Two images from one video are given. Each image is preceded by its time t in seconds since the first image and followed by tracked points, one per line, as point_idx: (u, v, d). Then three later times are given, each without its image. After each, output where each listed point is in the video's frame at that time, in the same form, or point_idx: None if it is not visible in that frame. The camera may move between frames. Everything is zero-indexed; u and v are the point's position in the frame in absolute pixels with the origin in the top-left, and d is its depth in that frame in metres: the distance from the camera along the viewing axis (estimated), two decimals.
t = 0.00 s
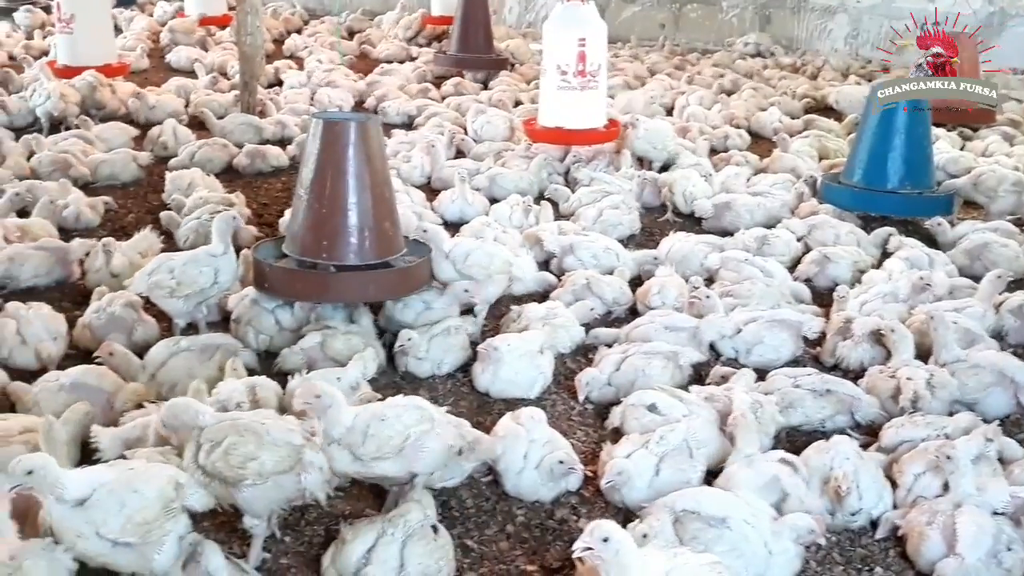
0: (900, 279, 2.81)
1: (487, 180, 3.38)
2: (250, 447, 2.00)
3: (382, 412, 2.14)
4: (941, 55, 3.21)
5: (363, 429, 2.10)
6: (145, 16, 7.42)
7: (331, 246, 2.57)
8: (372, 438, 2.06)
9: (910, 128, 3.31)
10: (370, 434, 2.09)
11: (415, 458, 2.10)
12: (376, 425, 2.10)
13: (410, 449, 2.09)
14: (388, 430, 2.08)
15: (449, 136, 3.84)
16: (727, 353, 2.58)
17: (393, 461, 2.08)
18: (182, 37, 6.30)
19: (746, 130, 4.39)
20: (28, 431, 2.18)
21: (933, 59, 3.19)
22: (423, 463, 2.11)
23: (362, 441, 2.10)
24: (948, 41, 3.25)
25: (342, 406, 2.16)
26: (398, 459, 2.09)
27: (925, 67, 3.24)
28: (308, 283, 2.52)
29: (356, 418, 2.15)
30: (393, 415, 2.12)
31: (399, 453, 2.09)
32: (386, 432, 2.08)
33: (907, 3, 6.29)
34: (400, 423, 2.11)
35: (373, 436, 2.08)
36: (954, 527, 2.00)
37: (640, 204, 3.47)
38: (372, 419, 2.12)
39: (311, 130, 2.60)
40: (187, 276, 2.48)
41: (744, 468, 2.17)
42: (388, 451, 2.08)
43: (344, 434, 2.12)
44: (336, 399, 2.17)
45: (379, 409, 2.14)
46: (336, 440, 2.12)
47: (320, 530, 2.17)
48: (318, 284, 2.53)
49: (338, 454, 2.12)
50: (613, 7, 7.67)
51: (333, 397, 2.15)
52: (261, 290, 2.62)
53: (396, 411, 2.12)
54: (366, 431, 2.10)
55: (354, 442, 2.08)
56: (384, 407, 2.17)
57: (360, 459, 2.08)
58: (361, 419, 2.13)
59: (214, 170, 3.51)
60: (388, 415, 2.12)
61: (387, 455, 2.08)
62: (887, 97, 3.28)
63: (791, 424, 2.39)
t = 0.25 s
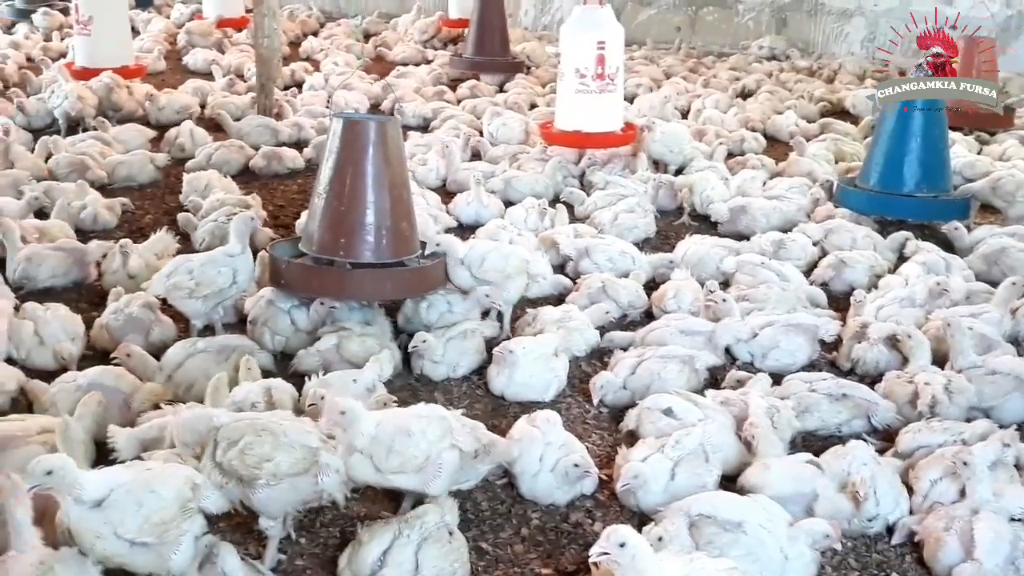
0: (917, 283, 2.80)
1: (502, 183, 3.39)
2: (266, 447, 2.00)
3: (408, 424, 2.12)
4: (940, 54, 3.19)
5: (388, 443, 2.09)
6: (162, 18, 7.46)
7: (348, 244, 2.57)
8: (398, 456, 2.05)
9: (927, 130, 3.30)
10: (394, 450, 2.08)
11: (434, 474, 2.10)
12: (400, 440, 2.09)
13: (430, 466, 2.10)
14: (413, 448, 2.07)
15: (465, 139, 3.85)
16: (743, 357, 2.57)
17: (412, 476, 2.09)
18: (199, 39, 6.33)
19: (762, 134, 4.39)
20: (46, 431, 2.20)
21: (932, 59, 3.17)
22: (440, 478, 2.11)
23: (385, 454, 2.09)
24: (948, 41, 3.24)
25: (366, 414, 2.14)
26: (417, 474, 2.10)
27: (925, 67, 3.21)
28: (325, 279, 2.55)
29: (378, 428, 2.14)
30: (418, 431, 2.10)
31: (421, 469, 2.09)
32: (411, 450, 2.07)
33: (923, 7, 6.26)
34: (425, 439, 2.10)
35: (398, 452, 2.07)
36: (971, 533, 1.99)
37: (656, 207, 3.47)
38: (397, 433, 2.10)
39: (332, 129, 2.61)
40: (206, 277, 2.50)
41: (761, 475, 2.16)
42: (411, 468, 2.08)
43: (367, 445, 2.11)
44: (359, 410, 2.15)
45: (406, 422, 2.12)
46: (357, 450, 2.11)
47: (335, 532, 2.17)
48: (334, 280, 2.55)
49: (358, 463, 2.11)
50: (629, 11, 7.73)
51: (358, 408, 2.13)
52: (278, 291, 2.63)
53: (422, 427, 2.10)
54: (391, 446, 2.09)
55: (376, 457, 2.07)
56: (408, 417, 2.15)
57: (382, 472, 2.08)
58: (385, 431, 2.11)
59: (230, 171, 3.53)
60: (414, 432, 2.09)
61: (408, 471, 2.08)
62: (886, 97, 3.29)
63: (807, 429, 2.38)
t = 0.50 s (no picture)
0: (929, 283, 2.79)
1: (512, 182, 3.39)
2: (281, 441, 1.98)
3: (430, 429, 2.12)
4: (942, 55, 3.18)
5: (416, 450, 2.08)
6: (173, 18, 7.48)
7: (357, 246, 2.58)
8: (430, 462, 2.05)
9: (938, 129, 3.30)
10: (422, 456, 2.07)
11: (455, 479, 2.11)
12: (427, 445, 2.09)
13: (454, 471, 2.11)
14: (441, 452, 2.08)
15: (475, 138, 3.85)
16: (754, 357, 2.57)
17: (437, 482, 2.09)
18: (209, 38, 6.34)
19: (772, 133, 4.39)
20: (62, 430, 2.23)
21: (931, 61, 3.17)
22: (459, 484, 2.12)
23: (411, 461, 2.07)
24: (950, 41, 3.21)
25: (384, 421, 2.12)
26: (441, 480, 2.09)
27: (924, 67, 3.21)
28: (335, 282, 2.54)
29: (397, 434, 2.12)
30: (443, 436, 2.11)
31: (445, 475, 2.10)
32: (439, 454, 2.08)
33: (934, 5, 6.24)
34: (449, 444, 2.11)
35: (426, 457, 2.07)
36: (984, 533, 1.99)
37: (667, 206, 3.47)
38: (422, 439, 2.10)
39: (339, 130, 2.61)
40: (219, 275, 2.51)
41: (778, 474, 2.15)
42: (436, 473, 2.09)
43: (391, 452, 2.09)
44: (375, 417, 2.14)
45: (429, 427, 2.12)
46: (382, 459, 2.08)
47: (347, 531, 2.18)
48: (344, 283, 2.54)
49: (382, 472, 2.08)
50: (639, 10, 7.68)
51: (376, 414, 2.11)
52: (288, 290, 2.63)
53: (447, 432, 2.11)
54: (418, 453, 2.07)
55: (405, 463, 2.06)
56: (425, 422, 2.15)
57: (411, 480, 2.06)
58: (410, 438, 2.10)
59: (241, 171, 3.53)
60: (439, 437, 2.10)
61: (435, 477, 2.08)
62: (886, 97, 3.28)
63: (819, 428, 2.38)
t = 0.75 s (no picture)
0: (939, 280, 2.78)
1: (521, 179, 3.39)
2: (292, 434, 1.99)
3: (448, 426, 2.10)
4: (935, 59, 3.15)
5: (436, 447, 2.06)
6: (181, 15, 7.48)
7: (365, 242, 2.58)
8: (450, 460, 2.03)
9: (949, 127, 3.28)
10: (442, 454, 2.05)
11: (470, 476, 2.09)
12: (445, 442, 2.07)
13: (470, 468, 2.09)
14: (460, 450, 2.06)
15: (484, 135, 3.85)
16: (764, 354, 2.57)
17: (453, 479, 2.07)
18: (218, 36, 6.34)
19: (782, 130, 4.38)
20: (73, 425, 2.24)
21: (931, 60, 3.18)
22: (474, 481, 2.10)
23: (430, 458, 2.05)
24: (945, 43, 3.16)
25: (399, 418, 2.09)
26: (457, 477, 2.07)
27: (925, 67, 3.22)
28: (343, 277, 2.56)
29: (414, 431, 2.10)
30: (461, 433, 2.09)
31: (461, 472, 2.08)
32: (458, 452, 2.06)
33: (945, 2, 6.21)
34: (468, 442, 2.09)
35: (446, 455, 2.05)
36: (995, 531, 1.98)
37: (676, 203, 3.47)
38: (440, 436, 2.08)
39: (349, 126, 2.61)
40: (232, 270, 2.52)
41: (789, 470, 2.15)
42: (453, 470, 2.07)
43: (408, 448, 2.07)
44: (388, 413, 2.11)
45: (447, 424, 2.10)
46: (399, 455, 2.07)
47: (358, 527, 2.18)
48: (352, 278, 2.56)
49: (399, 467, 2.06)
50: (648, 6, 7.60)
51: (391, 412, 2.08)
52: (299, 286, 2.64)
53: (464, 429, 2.09)
54: (437, 450, 2.05)
55: (425, 460, 2.04)
56: (442, 419, 2.12)
57: (428, 477, 2.04)
58: (428, 434, 2.07)
59: (251, 167, 3.54)
60: (458, 434, 2.09)
61: (452, 474, 2.06)
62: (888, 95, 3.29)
63: (829, 426, 2.37)
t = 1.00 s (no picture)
0: (957, 279, 2.77)
1: (536, 177, 3.38)
2: (311, 428, 2.01)
3: (473, 428, 2.09)
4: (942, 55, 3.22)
5: (462, 450, 2.04)
6: (195, 14, 7.50)
7: (379, 238, 2.58)
8: (478, 462, 2.02)
9: (965, 127, 3.29)
10: (469, 457, 2.04)
11: (492, 477, 2.08)
12: (470, 445, 2.06)
13: (493, 470, 2.08)
14: (485, 452, 2.05)
15: (498, 134, 3.85)
16: (781, 353, 2.57)
17: (478, 481, 2.05)
18: (231, 35, 6.35)
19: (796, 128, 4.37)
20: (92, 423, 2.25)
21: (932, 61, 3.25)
22: (496, 482, 2.09)
23: (456, 460, 2.04)
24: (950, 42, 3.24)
25: (421, 421, 2.08)
26: (481, 479, 2.06)
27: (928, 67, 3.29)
28: (356, 273, 2.57)
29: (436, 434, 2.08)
30: (485, 435, 2.08)
31: (485, 474, 2.07)
32: (485, 455, 2.05)
33: None
34: (492, 443, 2.08)
35: (472, 457, 2.04)
36: (1015, 530, 1.97)
37: (691, 202, 3.47)
38: (466, 439, 2.06)
39: (364, 122, 2.61)
40: (249, 268, 2.52)
41: (808, 469, 2.15)
42: (479, 473, 2.05)
43: (432, 451, 2.05)
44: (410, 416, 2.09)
45: (472, 426, 2.09)
46: (423, 457, 2.05)
47: (376, 525, 2.19)
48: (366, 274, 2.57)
49: (423, 470, 2.05)
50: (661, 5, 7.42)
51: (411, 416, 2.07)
52: (315, 285, 2.64)
53: (490, 432, 2.08)
54: (464, 453, 2.04)
55: (452, 464, 2.02)
56: (465, 421, 2.11)
57: (454, 479, 2.03)
58: (453, 437, 2.06)
59: (265, 166, 3.54)
60: (483, 436, 2.07)
61: (478, 476, 2.05)
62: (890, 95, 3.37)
63: (847, 425, 2.37)
